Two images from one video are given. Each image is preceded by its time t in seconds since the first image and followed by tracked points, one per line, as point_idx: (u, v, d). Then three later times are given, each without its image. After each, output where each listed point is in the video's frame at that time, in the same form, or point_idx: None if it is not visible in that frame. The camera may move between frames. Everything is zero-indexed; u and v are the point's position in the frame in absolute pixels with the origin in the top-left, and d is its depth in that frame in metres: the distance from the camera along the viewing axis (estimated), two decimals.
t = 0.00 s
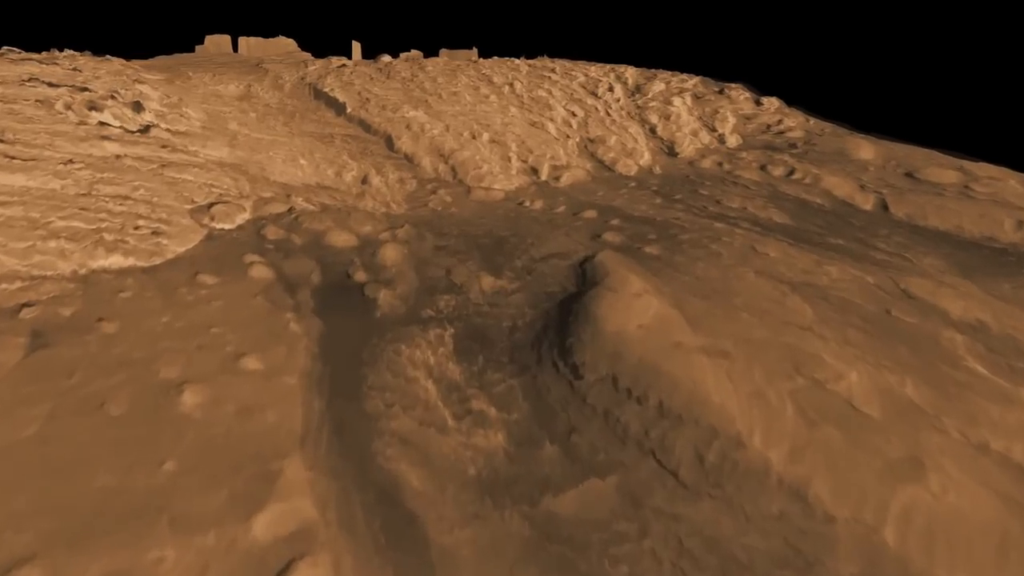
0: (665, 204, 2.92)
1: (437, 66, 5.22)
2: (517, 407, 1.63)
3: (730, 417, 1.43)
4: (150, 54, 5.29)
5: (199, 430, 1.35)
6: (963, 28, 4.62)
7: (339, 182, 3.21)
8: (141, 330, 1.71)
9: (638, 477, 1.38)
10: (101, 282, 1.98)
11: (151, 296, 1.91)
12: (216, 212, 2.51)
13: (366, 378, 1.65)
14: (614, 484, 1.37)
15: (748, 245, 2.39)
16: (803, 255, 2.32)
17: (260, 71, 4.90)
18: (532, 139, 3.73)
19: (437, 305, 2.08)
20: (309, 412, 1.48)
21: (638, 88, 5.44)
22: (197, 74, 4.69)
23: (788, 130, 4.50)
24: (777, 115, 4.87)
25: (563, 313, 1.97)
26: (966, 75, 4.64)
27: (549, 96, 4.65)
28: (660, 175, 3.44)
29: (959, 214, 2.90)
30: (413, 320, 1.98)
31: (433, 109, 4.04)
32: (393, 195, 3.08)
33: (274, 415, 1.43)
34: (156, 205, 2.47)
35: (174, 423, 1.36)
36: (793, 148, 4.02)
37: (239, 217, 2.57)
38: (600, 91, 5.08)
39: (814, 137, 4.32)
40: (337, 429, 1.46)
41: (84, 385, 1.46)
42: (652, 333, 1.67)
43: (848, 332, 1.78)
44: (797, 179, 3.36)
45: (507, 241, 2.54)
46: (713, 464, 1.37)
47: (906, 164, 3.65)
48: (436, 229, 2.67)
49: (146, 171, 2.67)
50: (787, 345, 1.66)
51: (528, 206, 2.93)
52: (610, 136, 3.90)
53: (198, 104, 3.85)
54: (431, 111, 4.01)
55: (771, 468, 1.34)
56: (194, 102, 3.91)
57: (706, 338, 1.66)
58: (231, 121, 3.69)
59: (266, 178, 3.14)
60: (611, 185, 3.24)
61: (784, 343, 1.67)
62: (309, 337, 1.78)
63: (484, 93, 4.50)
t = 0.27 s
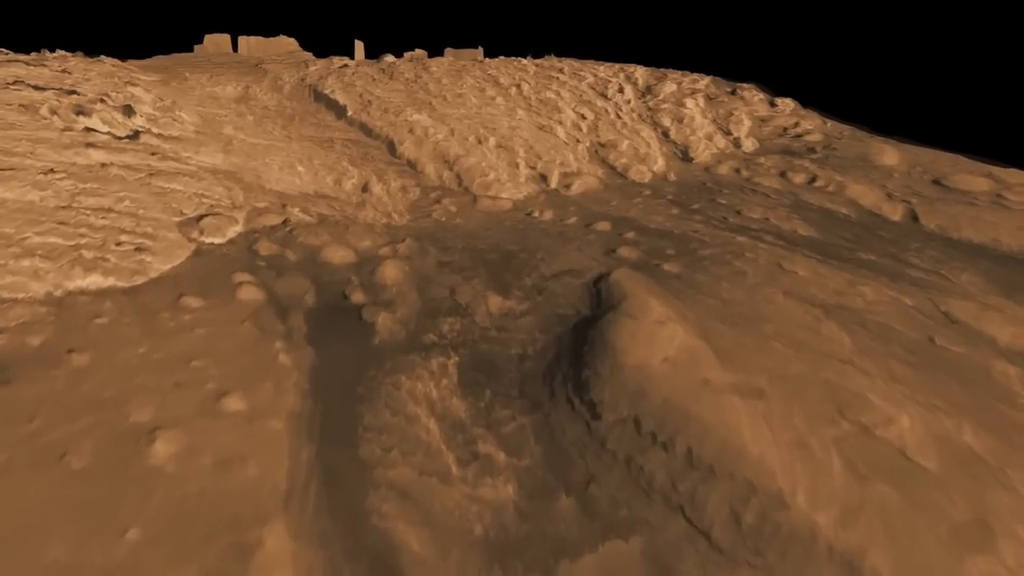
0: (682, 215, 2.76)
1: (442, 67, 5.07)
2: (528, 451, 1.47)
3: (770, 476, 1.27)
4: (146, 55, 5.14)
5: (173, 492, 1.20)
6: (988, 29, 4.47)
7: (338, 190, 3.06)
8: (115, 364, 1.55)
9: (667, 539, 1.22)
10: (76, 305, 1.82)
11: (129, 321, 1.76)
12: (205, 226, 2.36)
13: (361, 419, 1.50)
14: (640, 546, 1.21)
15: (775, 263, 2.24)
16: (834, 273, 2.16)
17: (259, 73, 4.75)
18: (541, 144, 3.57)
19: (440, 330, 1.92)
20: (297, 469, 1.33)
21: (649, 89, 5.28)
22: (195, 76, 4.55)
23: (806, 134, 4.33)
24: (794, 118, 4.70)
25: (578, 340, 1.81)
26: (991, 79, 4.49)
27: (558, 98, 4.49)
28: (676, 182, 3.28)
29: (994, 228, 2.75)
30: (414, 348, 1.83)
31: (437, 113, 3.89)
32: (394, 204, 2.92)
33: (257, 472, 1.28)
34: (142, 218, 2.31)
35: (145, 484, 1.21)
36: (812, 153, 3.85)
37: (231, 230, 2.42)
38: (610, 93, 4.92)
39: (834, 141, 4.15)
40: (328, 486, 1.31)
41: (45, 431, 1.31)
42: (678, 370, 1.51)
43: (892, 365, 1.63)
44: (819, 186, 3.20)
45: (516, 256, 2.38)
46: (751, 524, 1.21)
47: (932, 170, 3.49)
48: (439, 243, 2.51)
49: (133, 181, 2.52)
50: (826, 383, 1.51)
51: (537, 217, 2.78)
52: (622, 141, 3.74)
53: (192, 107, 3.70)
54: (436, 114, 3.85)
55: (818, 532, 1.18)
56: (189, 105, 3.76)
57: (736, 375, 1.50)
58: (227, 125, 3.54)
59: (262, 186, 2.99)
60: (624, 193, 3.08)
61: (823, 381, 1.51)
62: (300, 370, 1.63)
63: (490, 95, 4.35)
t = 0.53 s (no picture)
0: (700, 226, 2.62)
1: (447, 68, 4.93)
2: (540, 500, 1.33)
3: (816, 540, 1.14)
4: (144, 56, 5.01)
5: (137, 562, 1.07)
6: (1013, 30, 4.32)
7: (338, 198, 2.91)
8: (85, 401, 1.41)
9: None
10: (49, 330, 1.68)
11: (104, 349, 1.61)
12: (194, 240, 2.22)
13: (356, 464, 1.36)
14: None
15: (801, 280, 2.09)
16: (867, 293, 2.01)
17: (258, 74, 4.62)
18: (550, 149, 3.43)
19: (443, 356, 1.78)
20: (280, 528, 1.19)
21: (660, 90, 5.13)
22: (193, 78, 4.42)
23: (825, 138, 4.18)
24: (811, 121, 4.55)
25: (592, 370, 1.66)
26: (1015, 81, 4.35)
27: (567, 100, 4.35)
28: (691, 190, 3.13)
29: None
30: (414, 377, 1.68)
31: (442, 116, 3.75)
32: (396, 214, 2.78)
33: (236, 533, 1.15)
34: (127, 232, 2.18)
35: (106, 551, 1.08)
36: (833, 158, 3.70)
37: (222, 245, 2.28)
38: (620, 94, 4.77)
39: (854, 145, 4.00)
40: (315, 548, 1.17)
41: None
42: (706, 411, 1.37)
43: (938, 403, 1.49)
44: (842, 195, 3.04)
45: (524, 272, 2.24)
46: None
47: (960, 177, 3.34)
48: (443, 257, 2.37)
49: (120, 191, 2.38)
50: (869, 425, 1.37)
51: (546, 228, 2.63)
52: (634, 145, 3.59)
53: (188, 111, 3.57)
54: (441, 118, 3.71)
55: None
56: (185, 108, 3.62)
57: (771, 417, 1.36)
58: (223, 129, 3.40)
59: (257, 195, 2.85)
60: (637, 202, 2.94)
61: (866, 423, 1.37)
62: (288, 407, 1.49)
63: (497, 96, 4.21)
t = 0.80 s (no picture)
0: (720, 238, 2.47)
1: (453, 69, 4.79)
2: (553, 561, 1.19)
3: None
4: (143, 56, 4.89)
5: None
6: None
7: (337, 207, 2.77)
8: (49, 445, 1.27)
9: None
10: (17, 360, 1.54)
11: (76, 383, 1.48)
12: (182, 255, 2.08)
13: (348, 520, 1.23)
14: None
15: (833, 301, 1.95)
16: (905, 317, 1.86)
17: (259, 75, 4.48)
18: (560, 154, 3.28)
19: (446, 387, 1.64)
20: None
21: (672, 91, 4.97)
22: (191, 79, 4.29)
23: (845, 142, 4.03)
24: (830, 124, 4.39)
25: (609, 405, 1.52)
26: None
27: (577, 103, 4.20)
28: (709, 198, 2.98)
29: None
30: (415, 413, 1.54)
31: (448, 119, 3.61)
32: (399, 225, 2.64)
33: None
34: (111, 248, 2.04)
35: None
36: (856, 163, 3.55)
37: (212, 260, 2.15)
38: (632, 95, 4.62)
39: (877, 149, 3.84)
40: None
41: None
42: (739, 463, 1.24)
43: (992, 451, 1.36)
44: (869, 204, 2.89)
45: (534, 289, 2.10)
46: None
47: (991, 184, 3.18)
48: (447, 273, 2.23)
49: (105, 202, 2.24)
50: (922, 480, 1.24)
51: (557, 240, 2.49)
52: (648, 150, 3.44)
53: (184, 115, 3.43)
54: (447, 121, 3.57)
55: None
56: (180, 111, 3.49)
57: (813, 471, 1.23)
58: (219, 134, 3.27)
59: (253, 204, 2.72)
60: (653, 211, 2.79)
61: (918, 477, 1.24)
62: (274, 451, 1.35)
63: (505, 98, 4.06)
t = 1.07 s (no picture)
0: (743, 253, 2.32)
1: (461, 69, 4.65)
2: None
3: None
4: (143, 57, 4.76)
5: None
6: None
7: (338, 217, 2.63)
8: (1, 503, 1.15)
9: None
10: None
11: (39, 425, 1.33)
12: (166, 274, 1.94)
13: None
14: None
15: (869, 326, 1.79)
16: (949, 346, 1.71)
17: (261, 77, 4.35)
18: (572, 161, 3.13)
19: (448, 426, 1.49)
20: None
21: (687, 92, 4.81)
22: (191, 82, 4.16)
23: (870, 146, 3.86)
24: (853, 127, 4.23)
25: (628, 450, 1.37)
26: None
27: (590, 105, 4.05)
28: (729, 208, 2.83)
29: None
30: (413, 456, 1.40)
31: (455, 124, 3.46)
32: (402, 237, 2.50)
33: None
34: (91, 266, 1.90)
35: None
36: (882, 170, 3.39)
37: (200, 279, 2.00)
38: (646, 97, 4.47)
39: (903, 155, 3.68)
40: None
41: None
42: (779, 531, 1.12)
43: None
44: (899, 215, 2.74)
45: (545, 311, 1.95)
46: None
47: None
48: (451, 292, 2.08)
49: (88, 214, 2.10)
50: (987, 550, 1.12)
51: (569, 255, 2.34)
52: (664, 156, 3.29)
53: (181, 119, 3.30)
54: (454, 125, 3.43)
55: None
56: (177, 115, 3.36)
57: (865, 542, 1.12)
58: (216, 139, 3.13)
59: (248, 214, 2.58)
60: (670, 222, 2.64)
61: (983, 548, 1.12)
62: (252, 508, 1.23)
63: (514, 100, 3.92)
